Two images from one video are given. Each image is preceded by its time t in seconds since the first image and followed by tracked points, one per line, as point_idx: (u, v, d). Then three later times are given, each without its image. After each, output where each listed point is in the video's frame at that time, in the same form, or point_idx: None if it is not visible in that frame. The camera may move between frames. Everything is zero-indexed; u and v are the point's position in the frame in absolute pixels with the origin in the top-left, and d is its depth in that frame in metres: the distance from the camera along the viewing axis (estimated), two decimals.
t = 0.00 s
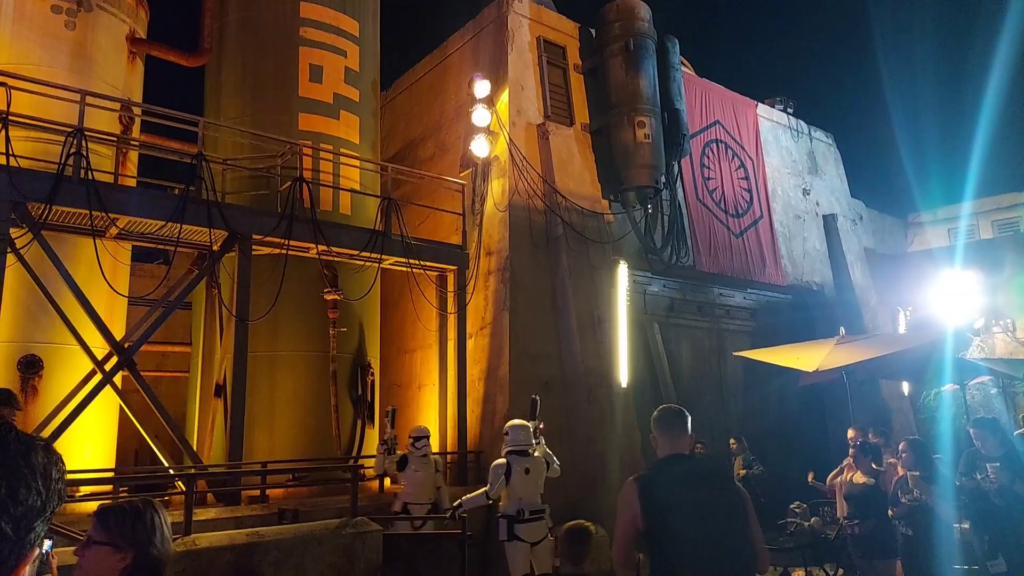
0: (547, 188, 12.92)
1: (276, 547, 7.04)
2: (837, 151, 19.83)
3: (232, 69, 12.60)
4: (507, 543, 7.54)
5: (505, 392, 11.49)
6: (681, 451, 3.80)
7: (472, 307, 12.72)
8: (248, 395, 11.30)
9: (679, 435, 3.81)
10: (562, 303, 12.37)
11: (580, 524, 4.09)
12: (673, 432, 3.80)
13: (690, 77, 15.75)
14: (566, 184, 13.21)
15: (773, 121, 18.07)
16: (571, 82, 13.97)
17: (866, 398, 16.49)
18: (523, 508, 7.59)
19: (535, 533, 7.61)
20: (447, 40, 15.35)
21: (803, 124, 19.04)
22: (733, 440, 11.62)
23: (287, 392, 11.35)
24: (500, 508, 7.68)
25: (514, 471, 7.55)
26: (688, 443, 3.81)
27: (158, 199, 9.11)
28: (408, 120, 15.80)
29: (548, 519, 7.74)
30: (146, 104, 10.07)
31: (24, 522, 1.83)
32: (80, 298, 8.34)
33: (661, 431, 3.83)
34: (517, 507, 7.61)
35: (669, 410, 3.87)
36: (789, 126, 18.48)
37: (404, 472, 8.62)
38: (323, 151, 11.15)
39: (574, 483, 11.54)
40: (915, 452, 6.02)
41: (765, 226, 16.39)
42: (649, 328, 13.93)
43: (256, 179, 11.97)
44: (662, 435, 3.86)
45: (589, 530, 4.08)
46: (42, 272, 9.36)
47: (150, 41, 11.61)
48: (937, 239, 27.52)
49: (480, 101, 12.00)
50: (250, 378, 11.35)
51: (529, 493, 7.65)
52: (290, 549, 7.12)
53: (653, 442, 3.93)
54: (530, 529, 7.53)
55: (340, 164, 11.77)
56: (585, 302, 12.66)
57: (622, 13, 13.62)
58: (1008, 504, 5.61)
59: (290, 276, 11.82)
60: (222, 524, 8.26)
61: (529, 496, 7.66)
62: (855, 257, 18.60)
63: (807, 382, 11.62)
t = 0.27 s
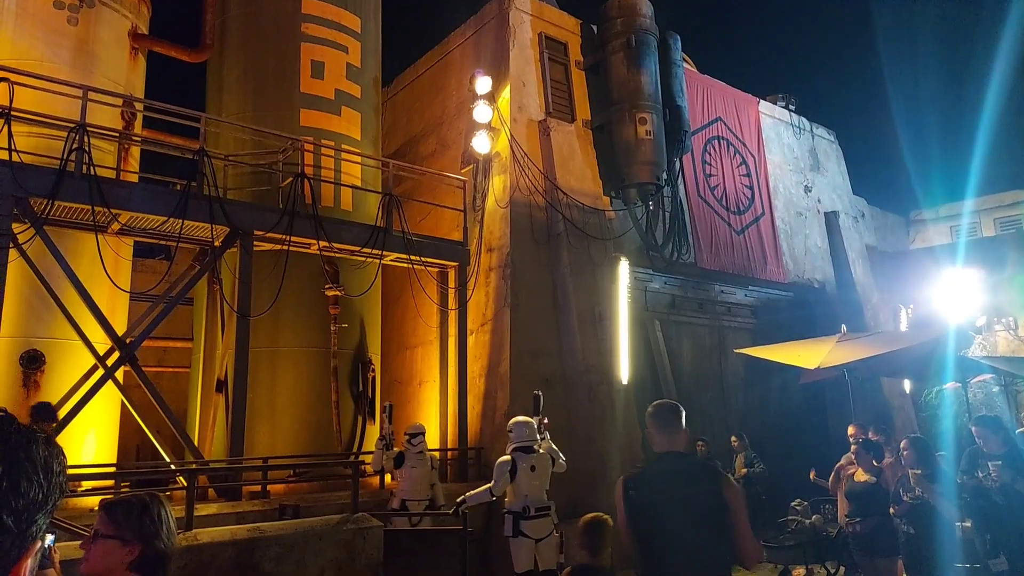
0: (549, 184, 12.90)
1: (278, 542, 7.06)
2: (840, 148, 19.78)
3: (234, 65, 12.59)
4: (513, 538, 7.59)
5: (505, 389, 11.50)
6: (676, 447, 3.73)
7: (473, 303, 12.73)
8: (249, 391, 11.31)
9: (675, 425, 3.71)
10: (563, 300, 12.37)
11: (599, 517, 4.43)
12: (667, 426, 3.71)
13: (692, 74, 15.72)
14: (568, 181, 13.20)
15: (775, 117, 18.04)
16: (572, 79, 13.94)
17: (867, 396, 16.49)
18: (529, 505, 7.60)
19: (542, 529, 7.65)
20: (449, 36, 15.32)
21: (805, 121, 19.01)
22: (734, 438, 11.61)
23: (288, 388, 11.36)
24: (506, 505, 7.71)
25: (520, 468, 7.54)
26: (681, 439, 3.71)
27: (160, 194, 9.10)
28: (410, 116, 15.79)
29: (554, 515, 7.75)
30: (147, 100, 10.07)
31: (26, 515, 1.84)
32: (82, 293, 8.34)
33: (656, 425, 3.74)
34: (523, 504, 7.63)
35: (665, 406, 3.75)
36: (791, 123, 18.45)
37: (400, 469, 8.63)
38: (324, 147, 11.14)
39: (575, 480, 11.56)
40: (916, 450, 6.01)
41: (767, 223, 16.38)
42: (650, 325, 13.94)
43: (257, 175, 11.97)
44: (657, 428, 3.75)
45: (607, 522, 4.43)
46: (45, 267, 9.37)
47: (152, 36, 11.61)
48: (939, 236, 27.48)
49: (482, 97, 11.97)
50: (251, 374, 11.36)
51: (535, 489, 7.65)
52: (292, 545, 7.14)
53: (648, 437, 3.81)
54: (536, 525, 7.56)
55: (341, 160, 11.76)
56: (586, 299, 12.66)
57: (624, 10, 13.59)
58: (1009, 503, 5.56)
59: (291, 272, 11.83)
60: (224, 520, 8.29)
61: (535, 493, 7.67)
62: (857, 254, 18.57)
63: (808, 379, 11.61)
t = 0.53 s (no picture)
0: (550, 182, 12.89)
1: (280, 541, 7.08)
2: (841, 144, 19.75)
3: (235, 63, 12.60)
4: (518, 536, 7.55)
5: (507, 387, 11.51)
6: (673, 444, 3.82)
7: (475, 301, 12.73)
8: (251, 390, 11.32)
9: (674, 428, 3.83)
10: (564, 298, 12.38)
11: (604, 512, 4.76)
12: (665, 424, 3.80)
13: (693, 71, 15.70)
14: (569, 179, 13.18)
15: (776, 114, 18.01)
16: (573, 77, 13.93)
17: (869, 393, 16.48)
18: (535, 502, 7.59)
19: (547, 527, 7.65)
20: (449, 34, 15.31)
21: (807, 117, 18.98)
22: (736, 435, 11.60)
23: (290, 386, 11.37)
24: (512, 502, 7.71)
25: (526, 465, 7.56)
26: (680, 439, 3.82)
27: (161, 193, 9.11)
28: (411, 114, 15.78)
29: (559, 512, 7.77)
30: (148, 99, 10.08)
31: (29, 512, 1.85)
32: (83, 292, 8.35)
33: (654, 424, 3.84)
34: (529, 501, 7.62)
35: (660, 404, 3.84)
36: (792, 120, 18.42)
37: (402, 467, 8.63)
38: (325, 146, 11.14)
39: (577, 478, 11.57)
40: (917, 446, 6.04)
41: (768, 221, 16.35)
42: (651, 322, 13.94)
43: (258, 173, 11.98)
44: (656, 427, 3.84)
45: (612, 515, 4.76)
46: (46, 266, 9.38)
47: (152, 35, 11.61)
48: (940, 233, 27.45)
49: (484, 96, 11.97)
50: (253, 372, 11.37)
51: (541, 487, 7.65)
52: (295, 543, 7.15)
53: (645, 434, 3.93)
54: (542, 522, 7.56)
55: (342, 158, 11.76)
56: (587, 297, 12.65)
57: (625, 7, 13.57)
58: (1011, 498, 5.66)
59: (293, 271, 11.84)
60: (226, 518, 8.30)
61: (541, 490, 7.67)
62: (858, 251, 18.55)
63: (809, 376, 11.61)
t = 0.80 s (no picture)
0: (548, 178, 12.87)
1: (275, 535, 7.08)
2: (839, 142, 19.76)
3: (233, 56, 12.55)
4: (516, 530, 7.57)
5: (504, 382, 11.51)
6: (663, 438, 3.83)
7: (472, 297, 12.73)
8: (248, 384, 11.33)
9: (663, 419, 3.85)
10: (561, 293, 12.37)
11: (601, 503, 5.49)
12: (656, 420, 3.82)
13: (692, 67, 15.68)
14: (567, 174, 13.16)
15: (775, 111, 18.00)
16: (572, 72, 13.90)
17: (865, 390, 16.51)
18: (533, 497, 7.59)
19: (545, 521, 7.67)
20: (448, 29, 15.27)
21: (805, 115, 18.97)
22: (732, 431, 11.61)
23: (286, 381, 11.37)
24: (510, 496, 7.71)
25: (525, 460, 7.53)
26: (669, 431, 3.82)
27: (157, 186, 9.08)
28: (409, 109, 15.75)
29: (557, 507, 7.78)
30: (144, 92, 10.04)
31: (20, 506, 1.85)
32: (79, 285, 8.32)
33: (645, 420, 3.87)
34: (527, 496, 7.63)
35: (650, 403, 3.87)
36: (791, 117, 18.41)
37: (399, 462, 8.63)
38: (322, 140, 11.11)
39: (573, 473, 11.60)
40: (911, 442, 6.07)
41: (766, 218, 16.36)
42: (648, 319, 13.95)
43: (256, 167, 11.95)
44: (647, 422, 3.87)
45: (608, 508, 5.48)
46: (40, 259, 9.35)
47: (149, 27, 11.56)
48: (938, 231, 27.49)
49: (482, 90, 11.99)
50: (250, 367, 11.37)
51: (539, 481, 7.64)
52: (290, 537, 7.15)
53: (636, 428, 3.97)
54: (539, 517, 7.57)
55: (340, 152, 11.73)
56: (585, 293, 12.65)
57: (624, 2, 13.54)
58: (1003, 495, 5.52)
59: (290, 265, 11.82)
60: (221, 512, 8.30)
61: (539, 485, 7.67)
62: (855, 249, 18.58)
63: (805, 373, 11.63)
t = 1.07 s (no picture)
0: (545, 173, 12.86)
1: (273, 531, 7.08)
2: (836, 137, 19.76)
3: (229, 51, 12.51)
4: (514, 525, 7.60)
5: (502, 377, 11.51)
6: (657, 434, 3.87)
7: (470, 292, 12.73)
8: (246, 380, 11.33)
9: (657, 417, 3.91)
10: (558, 289, 12.38)
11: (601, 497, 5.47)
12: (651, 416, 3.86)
13: (689, 62, 15.67)
14: (564, 169, 13.13)
15: (772, 106, 17.99)
16: (569, 67, 13.87)
17: (862, 384, 16.54)
18: (531, 492, 7.61)
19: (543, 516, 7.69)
20: (444, 24, 15.23)
21: (802, 109, 18.97)
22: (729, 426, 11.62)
23: (283, 377, 11.36)
24: (508, 491, 7.72)
25: (522, 455, 7.54)
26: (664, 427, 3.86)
27: (154, 182, 9.05)
28: (405, 104, 15.72)
29: (554, 502, 7.79)
30: (140, 87, 10.00)
31: (9, 503, 2.08)
32: (76, 282, 8.30)
33: (640, 417, 3.92)
34: (525, 492, 7.64)
35: (640, 400, 3.96)
36: (787, 111, 18.41)
37: (397, 458, 8.65)
38: (318, 135, 11.08)
39: (570, 468, 11.61)
40: (908, 436, 6.14)
41: (763, 213, 16.36)
42: (645, 314, 13.96)
43: (252, 163, 11.92)
44: (641, 419, 3.93)
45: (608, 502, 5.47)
46: (36, 255, 9.32)
47: (144, 22, 11.52)
48: (934, 226, 27.55)
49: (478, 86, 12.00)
50: (247, 363, 11.37)
51: (538, 476, 7.66)
52: (289, 533, 7.16)
53: (630, 428, 4.05)
54: (537, 512, 7.59)
55: (336, 148, 11.71)
56: (582, 288, 12.64)
57: None
58: (999, 488, 5.58)
59: (287, 261, 11.81)
60: (219, 508, 8.31)
61: (537, 480, 7.68)
62: (852, 243, 18.60)
63: (803, 367, 11.65)
